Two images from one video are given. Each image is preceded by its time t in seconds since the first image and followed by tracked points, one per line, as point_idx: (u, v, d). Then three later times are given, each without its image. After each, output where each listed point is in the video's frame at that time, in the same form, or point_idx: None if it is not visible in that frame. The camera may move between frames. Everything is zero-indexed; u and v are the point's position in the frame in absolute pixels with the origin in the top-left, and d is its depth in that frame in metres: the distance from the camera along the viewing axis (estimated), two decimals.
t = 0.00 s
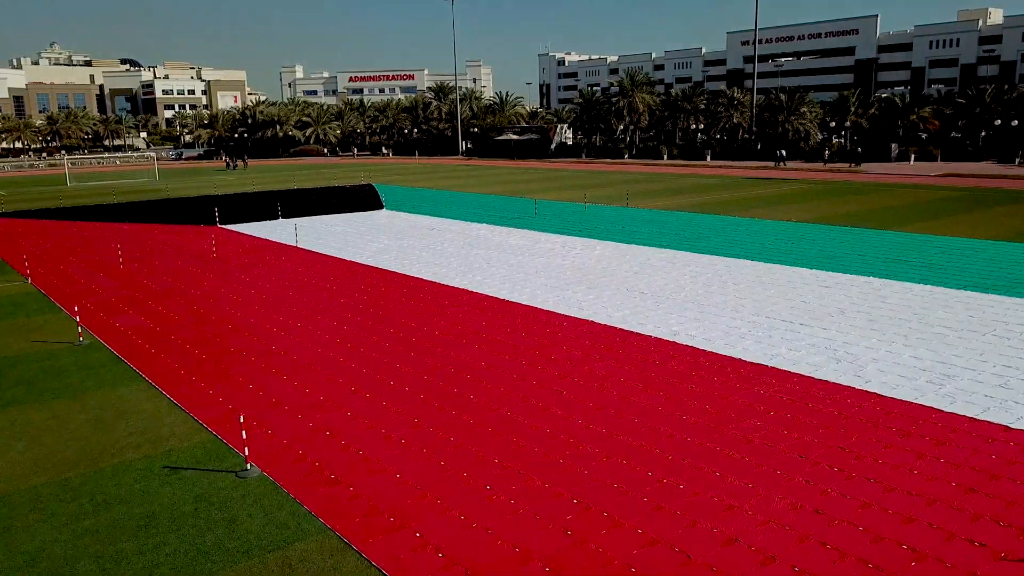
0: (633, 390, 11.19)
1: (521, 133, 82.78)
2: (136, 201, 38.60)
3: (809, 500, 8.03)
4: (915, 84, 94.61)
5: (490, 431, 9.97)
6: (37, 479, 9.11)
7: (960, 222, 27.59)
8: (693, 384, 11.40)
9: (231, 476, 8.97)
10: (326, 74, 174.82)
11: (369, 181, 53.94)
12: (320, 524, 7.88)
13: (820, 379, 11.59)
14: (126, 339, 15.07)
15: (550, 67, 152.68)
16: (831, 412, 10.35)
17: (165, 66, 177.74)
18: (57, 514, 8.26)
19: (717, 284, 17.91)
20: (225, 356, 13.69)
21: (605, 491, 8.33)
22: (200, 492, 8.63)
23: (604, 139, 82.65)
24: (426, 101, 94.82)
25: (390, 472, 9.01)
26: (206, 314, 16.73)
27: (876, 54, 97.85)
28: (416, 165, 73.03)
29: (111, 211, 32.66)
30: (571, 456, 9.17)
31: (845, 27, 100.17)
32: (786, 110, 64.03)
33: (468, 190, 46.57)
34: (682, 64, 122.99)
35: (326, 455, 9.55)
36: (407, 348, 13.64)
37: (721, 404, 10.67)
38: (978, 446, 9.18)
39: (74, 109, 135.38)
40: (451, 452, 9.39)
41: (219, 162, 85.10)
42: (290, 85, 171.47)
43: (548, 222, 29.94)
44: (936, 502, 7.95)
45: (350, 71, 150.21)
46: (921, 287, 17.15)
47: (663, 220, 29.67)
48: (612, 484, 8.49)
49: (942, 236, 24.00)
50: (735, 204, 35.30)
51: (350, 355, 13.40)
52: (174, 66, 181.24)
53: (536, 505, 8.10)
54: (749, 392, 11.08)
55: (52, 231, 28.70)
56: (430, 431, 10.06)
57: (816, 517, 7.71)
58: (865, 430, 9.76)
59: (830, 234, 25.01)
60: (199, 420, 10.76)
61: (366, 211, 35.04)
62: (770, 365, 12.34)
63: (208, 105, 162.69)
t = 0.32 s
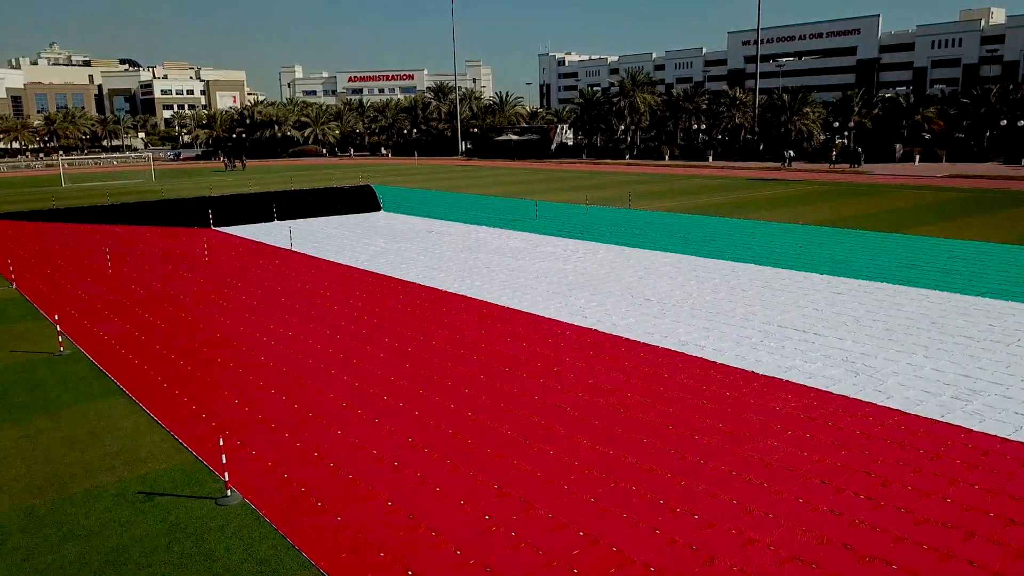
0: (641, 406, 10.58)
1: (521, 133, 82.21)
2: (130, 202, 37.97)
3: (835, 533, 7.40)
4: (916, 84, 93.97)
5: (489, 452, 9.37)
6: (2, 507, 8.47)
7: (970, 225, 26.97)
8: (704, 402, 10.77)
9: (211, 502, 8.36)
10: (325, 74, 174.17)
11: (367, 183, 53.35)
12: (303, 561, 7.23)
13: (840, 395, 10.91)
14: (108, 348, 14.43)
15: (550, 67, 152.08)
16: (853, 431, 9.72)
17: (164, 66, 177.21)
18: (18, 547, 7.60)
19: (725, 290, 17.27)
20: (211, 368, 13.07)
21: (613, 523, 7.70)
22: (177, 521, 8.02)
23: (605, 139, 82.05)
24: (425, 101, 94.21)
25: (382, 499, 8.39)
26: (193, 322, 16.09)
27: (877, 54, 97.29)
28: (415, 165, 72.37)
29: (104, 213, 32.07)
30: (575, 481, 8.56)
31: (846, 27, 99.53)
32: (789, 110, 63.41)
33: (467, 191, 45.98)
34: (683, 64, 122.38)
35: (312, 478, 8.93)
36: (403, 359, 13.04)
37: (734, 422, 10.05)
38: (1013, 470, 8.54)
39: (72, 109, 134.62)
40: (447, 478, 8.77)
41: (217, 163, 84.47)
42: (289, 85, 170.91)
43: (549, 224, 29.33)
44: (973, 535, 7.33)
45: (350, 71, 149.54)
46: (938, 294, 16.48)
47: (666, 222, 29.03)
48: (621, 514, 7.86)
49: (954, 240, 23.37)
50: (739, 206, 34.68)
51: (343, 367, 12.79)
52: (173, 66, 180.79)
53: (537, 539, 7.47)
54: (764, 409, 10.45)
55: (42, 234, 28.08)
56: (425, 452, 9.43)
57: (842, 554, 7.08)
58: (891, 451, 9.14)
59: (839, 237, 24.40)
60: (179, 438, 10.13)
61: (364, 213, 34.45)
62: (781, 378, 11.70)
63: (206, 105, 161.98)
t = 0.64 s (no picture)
0: (649, 427, 9.96)
1: (521, 133, 81.56)
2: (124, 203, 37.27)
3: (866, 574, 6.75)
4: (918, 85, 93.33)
5: (487, 479, 8.73)
6: None
7: (982, 228, 26.32)
8: (717, 421, 10.12)
9: (185, 535, 7.70)
10: (324, 74, 173.54)
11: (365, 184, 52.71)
12: None
13: (862, 413, 10.23)
14: (88, 359, 13.74)
15: (550, 68, 151.48)
16: (879, 454, 9.07)
17: (163, 66, 176.68)
18: None
19: (734, 298, 16.60)
20: (195, 381, 12.40)
21: (623, 561, 7.07)
22: (148, 557, 7.36)
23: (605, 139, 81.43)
24: (424, 102, 93.62)
25: (372, 531, 7.75)
26: (180, 331, 15.43)
27: (879, 54, 96.67)
28: (414, 166, 71.72)
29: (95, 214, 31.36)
30: (580, 513, 7.93)
31: (847, 27, 98.92)
32: (792, 110, 62.70)
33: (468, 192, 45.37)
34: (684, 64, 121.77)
35: (296, 507, 8.28)
36: (395, 372, 12.46)
37: (749, 445, 9.39)
38: None
39: (69, 109, 133.88)
40: (441, 509, 8.12)
41: (215, 163, 83.83)
42: (288, 85, 170.32)
43: (550, 227, 28.65)
44: None
45: (349, 71, 148.92)
46: (956, 301, 15.80)
47: (669, 225, 28.40)
48: (633, 551, 7.22)
49: (966, 243, 22.73)
50: (743, 208, 34.05)
51: (333, 381, 12.17)
52: (172, 66, 180.34)
53: None
54: (782, 430, 9.80)
55: (30, 236, 27.38)
56: (419, 479, 8.80)
57: None
58: (920, 477, 8.50)
59: (848, 240, 23.75)
60: (155, 461, 9.46)
61: (362, 215, 33.83)
62: (798, 394, 11.02)
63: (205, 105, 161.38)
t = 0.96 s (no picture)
0: (659, 447, 9.37)
1: (522, 133, 80.73)
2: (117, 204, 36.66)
3: None
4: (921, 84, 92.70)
5: (486, 508, 8.12)
6: None
7: (993, 230, 25.71)
8: (731, 440, 9.51)
9: (159, 570, 7.09)
10: (324, 74, 173.06)
11: (364, 184, 52.10)
12: None
13: (886, 433, 9.61)
14: (68, 371, 13.11)
15: (550, 68, 150.93)
16: (907, 479, 8.45)
17: (162, 66, 176.17)
18: None
19: (744, 305, 15.98)
20: (179, 395, 11.75)
21: None
22: None
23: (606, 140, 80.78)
24: (424, 102, 93.03)
25: (360, 567, 7.13)
26: (166, 339, 14.80)
27: (881, 54, 96.09)
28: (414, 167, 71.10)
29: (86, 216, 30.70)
30: (587, 546, 7.32)
31: (849, 26, 98.39)
32: (795, 111, 62.08)
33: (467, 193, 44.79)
34: (684, 64, 121.19)
35: (279, 540, 7.63)
36: (390, 385, 11.85)
37: (767, 466, 8.78)
38: None
39: (68, 109, 133.23)
40: (437, 541, 7.51)
41: (212, 164, 83.24)
42: (287, 86, 169.85)
43: (551, 229, 28.04)
44: None
45: (348, 71, 148.33)
46: (974, 308, 15.21)
47: (672, 227, 27.81)
48: None
49: (979, 246, 22.11)
50: (748, 209, 33.42)
51: (323, 395, 11.56)
52: (171, 66, 179.94)
53: None
54: (801, 450, 9.19)
55: (19, 239, 26.79)
56: (414, 506, 8.20)
57: None
58: (954, 505, 7.89)
59: (857, 243, 23.13)
60: (131, 484, 8.83)
61: (359, 217, 33.22)
62: (816, 410, 10.40)
63: (205, 105, 160.76)
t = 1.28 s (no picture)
0: (670, 474, 8.64)
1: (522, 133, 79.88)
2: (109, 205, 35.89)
3: None
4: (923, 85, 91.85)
5: (483, 544, 7.41)
6: None
7: (1008, 233, 24.95)
8: (749, 465, 8.80)
9: None
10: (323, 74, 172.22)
11: (361, 185, 51.39)
12: None
13: (916, 457, 8.89)
14: (41, 385, 12.36)
15: (551, 68, 150.21)
16: (944, 511, 7.72)
17: (161, 66, 175.62)
18: None
19: (755, 314, 15.25)
20: (156, 412, 11.03)
21: None
22: None
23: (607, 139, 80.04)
24: (423, 101, 92.32)
25: None
26: (148, 351, 14.07)
27: (883, 54, 95.31)
28: (412, 167, 70.37)
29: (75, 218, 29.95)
30: None
31: (850, 26, 97.68)
32: (799, 111, 61.40)
33: (467, 194, 44.08)
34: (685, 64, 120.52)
35: None
36: (382, 403, 11.14)
37: (788, 496, 8.07)
38: None
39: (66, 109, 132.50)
40: None
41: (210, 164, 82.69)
42: (286, 86, 169.22)
43: (552, 231, 27.34)
44: None
45: (347, 71, 147.62)
46: (996, 317, 14.51)
47: (677, 229, 27.11)
48: None
49: (994, 251, 21.37)
50: (753, 211, 32.69)
51: (311, 413, 10.85)
52: (170, 66, 179.27)
53: None
54: (826, 477, 8.46)
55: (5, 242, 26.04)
56: (404, 541, 7.49)
57: None
58: (997, 543, 7.17)
59: (868, 247, 22.41)
60: (96, 516, 8.10)
61: (356, 220, 32.52)
62: (838, 430, 9.69)
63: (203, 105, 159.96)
